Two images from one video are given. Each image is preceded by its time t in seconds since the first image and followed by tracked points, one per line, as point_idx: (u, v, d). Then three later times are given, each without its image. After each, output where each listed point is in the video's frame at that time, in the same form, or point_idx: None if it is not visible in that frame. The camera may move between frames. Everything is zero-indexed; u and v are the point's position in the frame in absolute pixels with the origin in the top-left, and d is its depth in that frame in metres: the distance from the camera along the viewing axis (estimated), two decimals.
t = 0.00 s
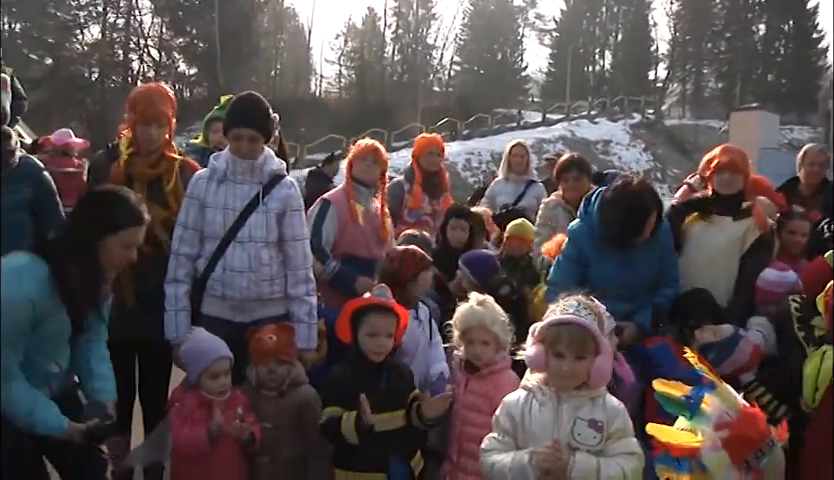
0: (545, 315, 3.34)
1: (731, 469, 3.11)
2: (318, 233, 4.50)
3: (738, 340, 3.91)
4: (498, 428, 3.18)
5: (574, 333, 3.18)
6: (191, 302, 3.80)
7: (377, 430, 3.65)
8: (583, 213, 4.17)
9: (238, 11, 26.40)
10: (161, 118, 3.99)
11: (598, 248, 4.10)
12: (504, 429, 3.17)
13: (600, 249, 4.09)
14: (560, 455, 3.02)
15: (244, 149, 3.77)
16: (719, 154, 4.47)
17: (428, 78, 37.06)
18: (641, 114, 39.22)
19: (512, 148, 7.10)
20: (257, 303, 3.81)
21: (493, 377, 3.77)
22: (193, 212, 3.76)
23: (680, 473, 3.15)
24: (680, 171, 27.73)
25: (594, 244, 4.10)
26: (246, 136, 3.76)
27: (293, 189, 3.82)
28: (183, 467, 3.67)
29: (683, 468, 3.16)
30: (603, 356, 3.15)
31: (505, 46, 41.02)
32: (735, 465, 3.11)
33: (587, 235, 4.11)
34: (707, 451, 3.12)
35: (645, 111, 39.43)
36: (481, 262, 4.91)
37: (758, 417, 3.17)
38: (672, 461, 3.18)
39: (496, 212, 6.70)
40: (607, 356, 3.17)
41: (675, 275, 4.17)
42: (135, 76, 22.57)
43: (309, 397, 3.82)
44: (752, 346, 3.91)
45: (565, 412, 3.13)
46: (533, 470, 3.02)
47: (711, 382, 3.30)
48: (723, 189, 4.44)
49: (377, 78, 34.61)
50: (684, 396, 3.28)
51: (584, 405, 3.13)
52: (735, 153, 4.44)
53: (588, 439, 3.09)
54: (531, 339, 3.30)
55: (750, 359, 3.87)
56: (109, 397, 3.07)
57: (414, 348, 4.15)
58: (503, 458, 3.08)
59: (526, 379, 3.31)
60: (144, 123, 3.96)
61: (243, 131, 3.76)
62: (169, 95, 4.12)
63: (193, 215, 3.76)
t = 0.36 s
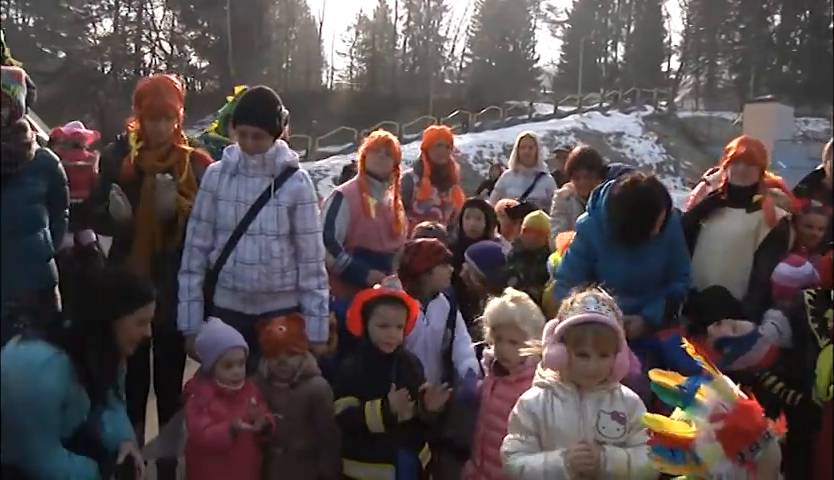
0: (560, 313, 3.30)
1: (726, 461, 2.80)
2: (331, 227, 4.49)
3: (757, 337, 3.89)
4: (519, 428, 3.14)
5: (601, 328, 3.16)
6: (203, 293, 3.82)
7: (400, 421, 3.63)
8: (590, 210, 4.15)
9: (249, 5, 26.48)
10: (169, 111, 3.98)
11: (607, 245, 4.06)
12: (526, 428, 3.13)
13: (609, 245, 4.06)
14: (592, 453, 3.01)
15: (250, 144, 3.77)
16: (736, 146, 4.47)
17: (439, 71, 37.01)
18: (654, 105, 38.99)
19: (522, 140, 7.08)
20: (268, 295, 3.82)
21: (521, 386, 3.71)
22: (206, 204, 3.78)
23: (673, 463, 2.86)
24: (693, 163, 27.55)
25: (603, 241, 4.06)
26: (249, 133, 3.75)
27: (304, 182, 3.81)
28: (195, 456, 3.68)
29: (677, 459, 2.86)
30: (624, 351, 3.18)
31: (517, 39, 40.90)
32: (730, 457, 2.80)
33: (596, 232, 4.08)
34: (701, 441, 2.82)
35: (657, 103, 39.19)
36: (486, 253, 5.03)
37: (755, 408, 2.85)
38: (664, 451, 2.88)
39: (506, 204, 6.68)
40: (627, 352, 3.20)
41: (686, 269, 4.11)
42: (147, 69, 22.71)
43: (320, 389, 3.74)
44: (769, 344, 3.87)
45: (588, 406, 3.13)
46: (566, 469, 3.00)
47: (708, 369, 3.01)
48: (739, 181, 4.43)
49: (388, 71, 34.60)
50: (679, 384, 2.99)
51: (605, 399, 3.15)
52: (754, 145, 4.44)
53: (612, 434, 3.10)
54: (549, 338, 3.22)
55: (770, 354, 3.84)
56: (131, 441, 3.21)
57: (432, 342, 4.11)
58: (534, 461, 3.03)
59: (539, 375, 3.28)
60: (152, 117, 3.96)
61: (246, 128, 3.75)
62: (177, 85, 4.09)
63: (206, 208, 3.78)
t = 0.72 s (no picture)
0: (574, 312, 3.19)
1: (732, 461, 2.74)
2: (347, 225, 4.52)
3: (782, 329, 3.95)
4: (552, 441, 3.07)
5: (624, 321, 3.18)
6: (223, 289, 3.86)
7: (415, 420, 3.65)
8: (613, 205, 4.08)
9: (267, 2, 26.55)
10: (180, 110, 4.02)
11: (629, 242, 4.01)
12: (560, 441, 3.07)
13: (630, 242, 4.00)
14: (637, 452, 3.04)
15: (267, 141, 3.78)
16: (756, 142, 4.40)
17: (457, 67, 36.91)
18: (673, 102, 38.65)
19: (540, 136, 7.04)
20: (286, 292, 3.83)
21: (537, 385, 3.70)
22: (226, 201, 3.83)
23: (680, 463, 2.85)
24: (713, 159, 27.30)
25: (625, 238, 4.01)
26: (267, 132, 3.75)
27: (323, 180, 3.82)
28: (215, 452, 3.69)
29: (682, 458, 2.86)
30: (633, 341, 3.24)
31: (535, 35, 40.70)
32: (736, 457, 2.74)
33: (618, 228, 4.02)
34: (706, 441, 2.79)
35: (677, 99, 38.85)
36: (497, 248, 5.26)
37: (763, 407, 2.79)
38: (670, 451, 2.88)
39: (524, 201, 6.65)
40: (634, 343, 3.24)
41: (706, 268, 4.07)
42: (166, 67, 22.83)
43: (339, 386, 3.78)
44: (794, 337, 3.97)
45: (612, 403, 3.15)
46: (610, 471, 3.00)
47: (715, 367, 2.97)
48: (758, 179, 4.39)
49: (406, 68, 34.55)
50: (685, 385, 2.97)
51: (617, 394, 3.20)
52: (774, 142, 4.35)
53: (633, 427, 3.17)
54: (589, 341, 3.10)
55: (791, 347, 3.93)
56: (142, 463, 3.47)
57: (454, 338, 4.13)
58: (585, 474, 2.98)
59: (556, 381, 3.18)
60: (164, 117, 4.00)
61: (264, 127, 3.76)
62: (186, 84, 4.11)
63: (226, 205, 3.82)
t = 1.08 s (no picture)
0: (581, 312, 3.16)
1: (753, 463, 2.72)
2: (371, 223, 4.53)
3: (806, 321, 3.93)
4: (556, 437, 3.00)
5: (636, 317, 3.12)
6: (247, 288, 3.88)
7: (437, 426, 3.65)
8: (643, 204, 4.00)
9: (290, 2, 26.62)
10: (200, 111, 4.03)
11: (658, 243, 3.94)
12: (566, 437, 2.99)
13: (660, 243, 3.94)
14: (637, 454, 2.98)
15: (292, 137, 3.78)
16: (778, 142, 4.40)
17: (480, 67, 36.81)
18: (698, 101, 38.22)
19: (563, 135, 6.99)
20: (309, 291, 3.84)
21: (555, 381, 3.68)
22: (250, 200, 3.84)
23: (701, 463, 2.89)
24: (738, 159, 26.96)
25: (655, 239, 3.94)
26: (290, 126, 3.77)
27: (346, 179, 3.83)
28: (237, 450, 3.70)
29: (704, 458, 2.88)
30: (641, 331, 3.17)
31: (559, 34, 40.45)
32: (758, 460, 2.71)
33: (648, 229, 3.95)
34: (727, 443, 2.77)
35: (702, 99, 38.44)
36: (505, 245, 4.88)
37: (787, 409, 2.74)
38: (690, 450, 2.92)
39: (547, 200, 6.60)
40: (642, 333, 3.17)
41: (733, 272, 4.04)
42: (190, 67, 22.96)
43: (361, 385, 3.81)
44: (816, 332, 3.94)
45: (622, 402, 3.08)
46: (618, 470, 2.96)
47: (738, 368, 2.93)
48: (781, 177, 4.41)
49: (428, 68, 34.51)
50: (706, 385, 2.98)
51: (630, 392, 3.13)
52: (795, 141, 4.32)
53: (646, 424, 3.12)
54: (602, 340, 3.04)
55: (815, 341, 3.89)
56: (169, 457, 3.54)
57: (474, 333, 4.13)
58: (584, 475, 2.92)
59: (570, 379, 3.09)
60: (183, 116, 4.01)
61: (288, 121, 3.77)
62: (207, 86, 4.10)
63: (251, 203, 3.84)
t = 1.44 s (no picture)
0: (610, 310, 3.30)
1: (800, 473, 2.69)
2: (403, 223, 4.53)
3: None
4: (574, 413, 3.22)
5: (664, 324, 3.28)
6: (281, 289, 3.90)
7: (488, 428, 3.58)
8: (682, 206, 3.96)
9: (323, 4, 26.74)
10: (252, 111, 4.07)
11: (695, 247, 3.90)
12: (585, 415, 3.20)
13: (698, 247, 3.90)
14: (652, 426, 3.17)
15: (326, 131, 3.80)
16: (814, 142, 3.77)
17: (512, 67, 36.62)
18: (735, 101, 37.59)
19: (598, 135, 6.91)
20: (342, 291, 3.85)
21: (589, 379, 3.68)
22: (284, 201, 3.86)
23: (746, 470, 2.87)
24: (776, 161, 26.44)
25: (692, 243, 3.90)
26: (323, 112, 3.79)
27: (380, 180, 3.83)
28: (270, 449, 3.72)
29: (748, 466, 2.86)
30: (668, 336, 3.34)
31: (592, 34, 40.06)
32: (804, 470, 2.68)
33: (685, 232, 3.91)
34: (772, 451, 2.72)
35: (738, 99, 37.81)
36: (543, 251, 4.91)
37: None
38: (734, 457, 2.91)
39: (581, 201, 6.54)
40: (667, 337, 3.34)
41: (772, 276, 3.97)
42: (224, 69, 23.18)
43: (393, 386, 3.82)
44: None
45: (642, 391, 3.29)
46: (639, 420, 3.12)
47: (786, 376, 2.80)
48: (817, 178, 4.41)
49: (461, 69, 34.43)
50: (753, 392, 2.88)
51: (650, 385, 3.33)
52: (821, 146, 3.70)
53: (666, 420, 3.30)
54: (625, 343, 3.21)
55: None
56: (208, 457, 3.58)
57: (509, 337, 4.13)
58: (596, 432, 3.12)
59: (591, 372, 3.32)
60: (235, 118, 4.05)
61: (320, 108, 3.80)
62: (259, 86, 4.15)
63: (284, 204, 3.85)
